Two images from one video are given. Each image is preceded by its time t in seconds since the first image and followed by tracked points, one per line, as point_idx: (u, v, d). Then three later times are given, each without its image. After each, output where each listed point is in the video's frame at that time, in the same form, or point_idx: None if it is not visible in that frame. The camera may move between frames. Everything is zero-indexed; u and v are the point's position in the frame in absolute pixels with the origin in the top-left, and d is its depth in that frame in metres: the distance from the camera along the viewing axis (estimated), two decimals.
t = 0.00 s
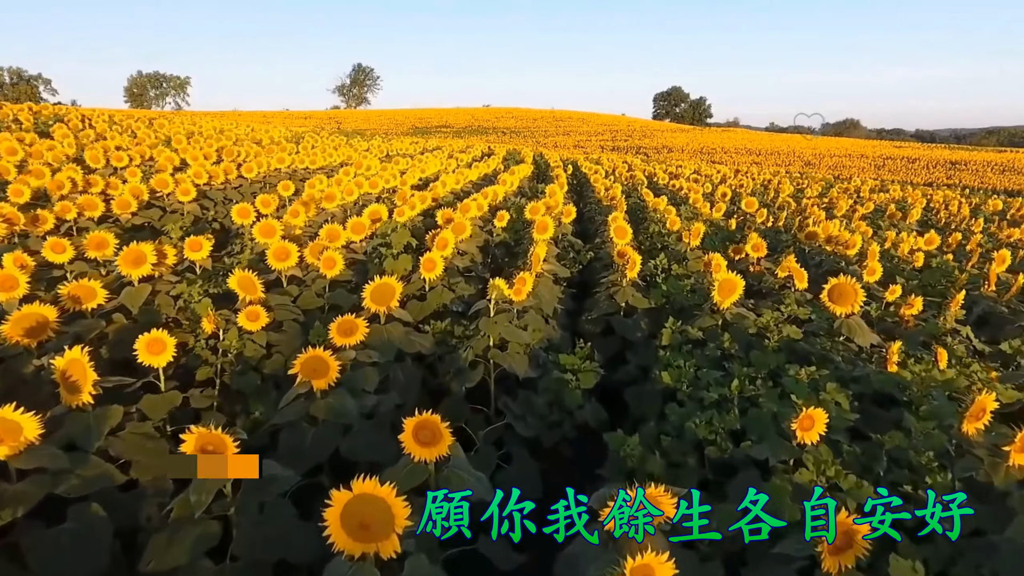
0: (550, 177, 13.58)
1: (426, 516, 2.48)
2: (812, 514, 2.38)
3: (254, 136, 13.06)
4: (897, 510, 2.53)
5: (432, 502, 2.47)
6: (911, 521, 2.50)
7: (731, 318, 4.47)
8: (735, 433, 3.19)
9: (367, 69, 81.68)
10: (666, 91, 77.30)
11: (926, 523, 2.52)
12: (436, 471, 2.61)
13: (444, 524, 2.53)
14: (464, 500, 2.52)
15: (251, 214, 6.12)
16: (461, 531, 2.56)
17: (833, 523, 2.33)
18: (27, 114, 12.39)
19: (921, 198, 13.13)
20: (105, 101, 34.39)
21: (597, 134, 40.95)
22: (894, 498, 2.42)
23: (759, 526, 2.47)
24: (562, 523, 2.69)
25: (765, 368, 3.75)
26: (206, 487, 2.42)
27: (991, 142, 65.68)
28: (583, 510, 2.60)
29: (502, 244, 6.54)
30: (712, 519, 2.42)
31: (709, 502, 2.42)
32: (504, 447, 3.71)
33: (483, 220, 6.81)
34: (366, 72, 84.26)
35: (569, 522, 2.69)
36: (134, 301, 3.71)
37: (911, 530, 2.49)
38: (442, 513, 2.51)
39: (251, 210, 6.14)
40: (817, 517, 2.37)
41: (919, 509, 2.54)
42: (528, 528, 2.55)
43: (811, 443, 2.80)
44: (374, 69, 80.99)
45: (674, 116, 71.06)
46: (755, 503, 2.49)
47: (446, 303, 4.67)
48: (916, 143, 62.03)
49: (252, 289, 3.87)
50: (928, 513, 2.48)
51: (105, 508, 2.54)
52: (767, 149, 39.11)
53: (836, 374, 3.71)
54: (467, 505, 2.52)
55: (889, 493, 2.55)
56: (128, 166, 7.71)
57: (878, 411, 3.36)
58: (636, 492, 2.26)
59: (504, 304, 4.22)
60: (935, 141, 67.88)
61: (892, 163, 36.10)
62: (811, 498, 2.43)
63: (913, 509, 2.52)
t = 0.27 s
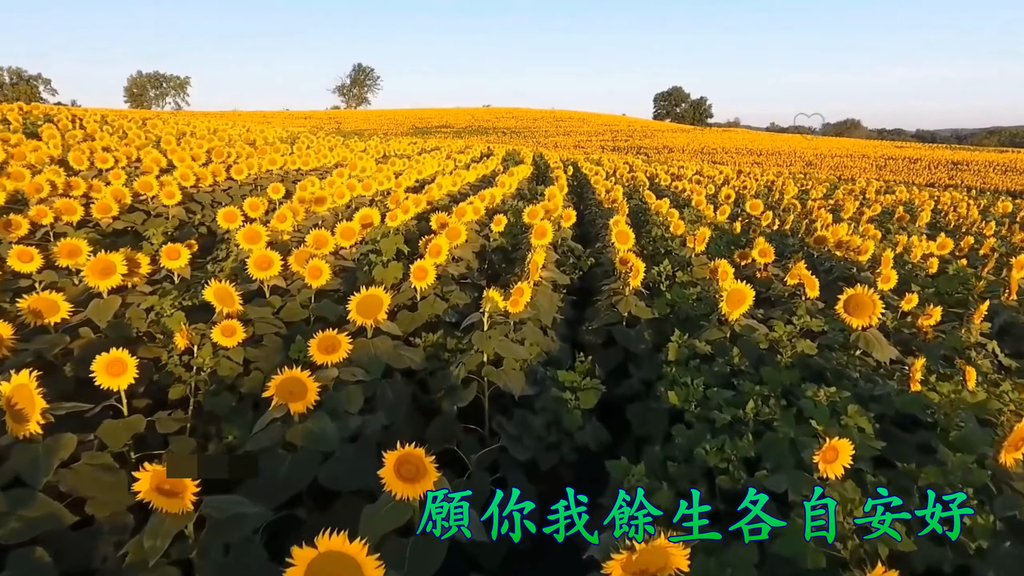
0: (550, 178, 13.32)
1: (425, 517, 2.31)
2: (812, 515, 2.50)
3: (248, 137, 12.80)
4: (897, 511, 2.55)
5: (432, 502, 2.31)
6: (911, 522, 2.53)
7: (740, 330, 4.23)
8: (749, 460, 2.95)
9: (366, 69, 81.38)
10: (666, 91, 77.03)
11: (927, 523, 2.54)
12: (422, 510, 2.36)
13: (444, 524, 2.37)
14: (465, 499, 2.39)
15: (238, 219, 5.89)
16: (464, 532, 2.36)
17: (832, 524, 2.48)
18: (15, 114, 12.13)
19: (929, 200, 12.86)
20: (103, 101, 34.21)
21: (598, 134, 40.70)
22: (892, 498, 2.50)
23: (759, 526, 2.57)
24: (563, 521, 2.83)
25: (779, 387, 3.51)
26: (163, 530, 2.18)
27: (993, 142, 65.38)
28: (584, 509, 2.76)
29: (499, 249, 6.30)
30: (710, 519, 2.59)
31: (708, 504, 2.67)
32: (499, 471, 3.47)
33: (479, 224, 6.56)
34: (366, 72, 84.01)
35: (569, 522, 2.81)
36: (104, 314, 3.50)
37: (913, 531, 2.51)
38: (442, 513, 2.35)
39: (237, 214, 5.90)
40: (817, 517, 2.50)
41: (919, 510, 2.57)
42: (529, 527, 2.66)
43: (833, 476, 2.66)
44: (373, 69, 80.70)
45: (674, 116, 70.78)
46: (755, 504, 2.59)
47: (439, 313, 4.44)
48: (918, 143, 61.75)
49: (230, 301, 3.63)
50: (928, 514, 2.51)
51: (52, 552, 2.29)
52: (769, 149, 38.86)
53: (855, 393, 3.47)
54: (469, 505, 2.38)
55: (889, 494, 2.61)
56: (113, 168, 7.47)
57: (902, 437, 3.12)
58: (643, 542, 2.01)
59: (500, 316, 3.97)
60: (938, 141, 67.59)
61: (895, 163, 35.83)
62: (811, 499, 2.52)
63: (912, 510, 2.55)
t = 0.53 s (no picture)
0: (549, 179, 13.10)
1: (427, 516, 2.35)
2: (811, 514, 2.56)
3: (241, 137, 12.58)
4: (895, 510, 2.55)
5: (433, 501, 2.41)
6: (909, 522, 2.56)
7: (747, 342, 4.02)
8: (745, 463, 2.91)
9: (366, 69, 81.10)
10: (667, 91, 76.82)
11: (927, 523, 2.57)
12: (406, 550, 2.16)
13: (445, 524, 2.50)
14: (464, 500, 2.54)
15: (225, 223, 5.68)
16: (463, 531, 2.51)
17: (832, 524, 2.54)
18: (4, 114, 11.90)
19: (934, 201, 12.65)
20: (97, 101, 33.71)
21: (598, 134, 40.50)
22: (891, 499, 2.50)
23: (759, 526, 2.61)
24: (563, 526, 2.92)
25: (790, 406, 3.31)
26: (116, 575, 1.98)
27: (994, 142, 65.18)
28: (583, 510, 2.88)
29: (495, 254, 6.10)
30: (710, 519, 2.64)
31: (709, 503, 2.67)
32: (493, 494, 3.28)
33: (475, 228, 6.36)
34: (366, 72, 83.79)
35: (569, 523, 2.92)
36: (73, 328, 3.27)
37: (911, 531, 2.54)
38: (442, 514, 2.45)
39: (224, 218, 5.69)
40: (817, 517, 2.56)
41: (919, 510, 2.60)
42: (530, 525, 2.85)
43: (852, 510, 2.53)
44: (373, 69, 80.40)
45: (674, 116, 70.53)
46: (755, 504, 2.61)
47: (432, 323, 4.23)
48: (919, 143, 61.54)
49: (206, 313, 3.42)
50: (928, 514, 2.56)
51: None
52: (770, 149, 38.65)
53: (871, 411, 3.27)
54: (469, 505, 2.55)
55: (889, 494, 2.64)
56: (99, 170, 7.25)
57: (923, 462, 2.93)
58: None
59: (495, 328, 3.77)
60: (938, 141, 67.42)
61: (897, 163, 35.61)
62: (811, 499, 2.57)
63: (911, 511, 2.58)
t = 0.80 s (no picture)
0: (547, 181, 12.86)
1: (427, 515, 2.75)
2: (812, 515, 2.45)
3: (233, 138, 12.32)
4: (899, 510, 2.47)
5: (434, 502, 2.78)
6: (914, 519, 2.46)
7: (756, 356, 3.78)
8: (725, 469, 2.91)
9: (365, 69, 80.82)
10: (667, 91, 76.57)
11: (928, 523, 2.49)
12: None
13: (444, 524, 2.75)
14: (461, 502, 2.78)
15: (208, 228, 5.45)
16: (462, 531, 2.75)
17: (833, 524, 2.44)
18: None
19: (940, 202, 12.41)
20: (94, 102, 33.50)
21: (597, 134, 40.26)
22: (893, 498, 2.38)
23: (760, 526, 2.47)
24: (563, 524, 2.91)
25: (803, 429, 3.08)
26: None
27: (996, 142, 64.95)
28: (583, 510, 2.89)
29: (491, 260, 5.86)
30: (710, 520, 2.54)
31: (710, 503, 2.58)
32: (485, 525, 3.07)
33: (470, 232, 6.12)
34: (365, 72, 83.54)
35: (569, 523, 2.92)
36: (28, 346, 3.05)
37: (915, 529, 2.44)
38: (442, 513, 2.76)
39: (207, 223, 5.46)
40: (817, 517, 2.46)
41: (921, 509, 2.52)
42: (526, 526, 2.84)
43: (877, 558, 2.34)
44: (373, 69, 80.12)
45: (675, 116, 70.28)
46: (754, 504, 2.50)
47: (421, 336, 4.00)
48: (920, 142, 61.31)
49: (174, 329, 3.17)
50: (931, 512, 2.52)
51: None
52: (771, 149, 38.41)
53: (891, 435, 3.05)
54: (466, 507, 2.76)
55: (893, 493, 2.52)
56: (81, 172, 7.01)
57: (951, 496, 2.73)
58: None
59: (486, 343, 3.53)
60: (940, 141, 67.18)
61: (899, 164, 35.37)
62: (811, 498, 2.47)
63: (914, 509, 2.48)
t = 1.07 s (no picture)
0: (546, 182, 12.65)
1: (427, 517, 2.84)
2: (812, 515, 2.44)
3: (227, 138, 12.11)
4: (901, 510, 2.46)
5: (433, 502, 2.86)
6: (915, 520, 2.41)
7: (763, 370, 3.58)
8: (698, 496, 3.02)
9: (365, 69, 80.58)
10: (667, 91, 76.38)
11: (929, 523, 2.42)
12: None
13: (444, 524, 2.86)
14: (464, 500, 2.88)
15: (193, 233, 5.26)
16: (461, 530, 2.87)
17: (832, 524, 2.43)
18: None
19: (946, 204, 12.20)
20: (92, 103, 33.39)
21: (598, 134, 40.07)
22: (893, 498, 2.40)
23: (760, 526, 2.38)
24: (562, 523, 2.83)
25: (814, 452, 2.90)
26: None
27: (998, 142, 64.71)
28: (583, 509, 2.80)
29: (486, 266, 5.67)
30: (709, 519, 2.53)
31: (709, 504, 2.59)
32: (475, 553, 2.89)
33: (464, 237, 5.94)
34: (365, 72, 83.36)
35: (569, 521, 2.85)
36: None
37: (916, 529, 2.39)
38: (442, 513, 2.86)
39: (192, 228, 5.28)
40: (817, 517, 2.45)
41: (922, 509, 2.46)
42: (528, 527, 2.83)
43: None
44: (372, 69, 79.89)
45: (675, 116, 70.06)
46: (755, 504, 2.46)
47: (410, 348, 3.80)
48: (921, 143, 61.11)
49: (144, 344, 2.98)
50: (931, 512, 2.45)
51: None
52: (772, 149, 38.21)
53: (909, 459, 2.89)
54: (466, 505, 2.87)
55: (890, 494, 2.50)
56: (66, 174, 6.82)
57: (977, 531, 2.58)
58: None
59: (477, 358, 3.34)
60: (941, 141, 66.94)
61: (901, 164, 35.16)
62: (811, 498, 2.46)
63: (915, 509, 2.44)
